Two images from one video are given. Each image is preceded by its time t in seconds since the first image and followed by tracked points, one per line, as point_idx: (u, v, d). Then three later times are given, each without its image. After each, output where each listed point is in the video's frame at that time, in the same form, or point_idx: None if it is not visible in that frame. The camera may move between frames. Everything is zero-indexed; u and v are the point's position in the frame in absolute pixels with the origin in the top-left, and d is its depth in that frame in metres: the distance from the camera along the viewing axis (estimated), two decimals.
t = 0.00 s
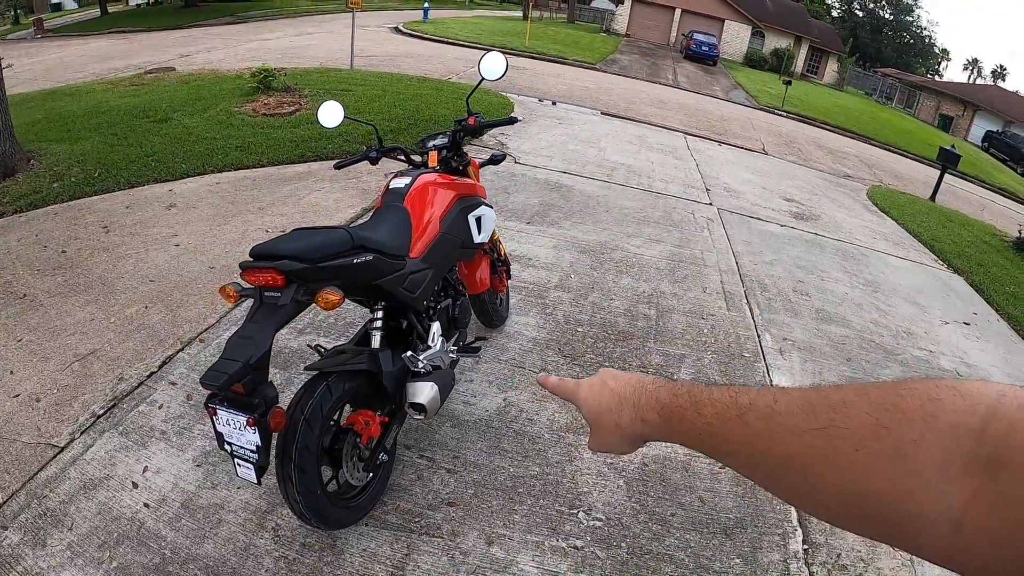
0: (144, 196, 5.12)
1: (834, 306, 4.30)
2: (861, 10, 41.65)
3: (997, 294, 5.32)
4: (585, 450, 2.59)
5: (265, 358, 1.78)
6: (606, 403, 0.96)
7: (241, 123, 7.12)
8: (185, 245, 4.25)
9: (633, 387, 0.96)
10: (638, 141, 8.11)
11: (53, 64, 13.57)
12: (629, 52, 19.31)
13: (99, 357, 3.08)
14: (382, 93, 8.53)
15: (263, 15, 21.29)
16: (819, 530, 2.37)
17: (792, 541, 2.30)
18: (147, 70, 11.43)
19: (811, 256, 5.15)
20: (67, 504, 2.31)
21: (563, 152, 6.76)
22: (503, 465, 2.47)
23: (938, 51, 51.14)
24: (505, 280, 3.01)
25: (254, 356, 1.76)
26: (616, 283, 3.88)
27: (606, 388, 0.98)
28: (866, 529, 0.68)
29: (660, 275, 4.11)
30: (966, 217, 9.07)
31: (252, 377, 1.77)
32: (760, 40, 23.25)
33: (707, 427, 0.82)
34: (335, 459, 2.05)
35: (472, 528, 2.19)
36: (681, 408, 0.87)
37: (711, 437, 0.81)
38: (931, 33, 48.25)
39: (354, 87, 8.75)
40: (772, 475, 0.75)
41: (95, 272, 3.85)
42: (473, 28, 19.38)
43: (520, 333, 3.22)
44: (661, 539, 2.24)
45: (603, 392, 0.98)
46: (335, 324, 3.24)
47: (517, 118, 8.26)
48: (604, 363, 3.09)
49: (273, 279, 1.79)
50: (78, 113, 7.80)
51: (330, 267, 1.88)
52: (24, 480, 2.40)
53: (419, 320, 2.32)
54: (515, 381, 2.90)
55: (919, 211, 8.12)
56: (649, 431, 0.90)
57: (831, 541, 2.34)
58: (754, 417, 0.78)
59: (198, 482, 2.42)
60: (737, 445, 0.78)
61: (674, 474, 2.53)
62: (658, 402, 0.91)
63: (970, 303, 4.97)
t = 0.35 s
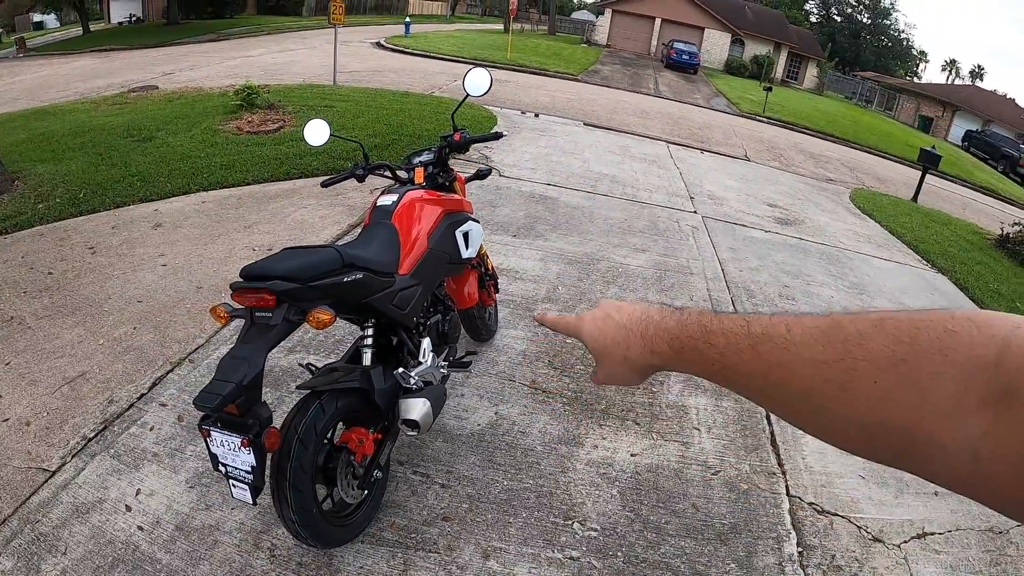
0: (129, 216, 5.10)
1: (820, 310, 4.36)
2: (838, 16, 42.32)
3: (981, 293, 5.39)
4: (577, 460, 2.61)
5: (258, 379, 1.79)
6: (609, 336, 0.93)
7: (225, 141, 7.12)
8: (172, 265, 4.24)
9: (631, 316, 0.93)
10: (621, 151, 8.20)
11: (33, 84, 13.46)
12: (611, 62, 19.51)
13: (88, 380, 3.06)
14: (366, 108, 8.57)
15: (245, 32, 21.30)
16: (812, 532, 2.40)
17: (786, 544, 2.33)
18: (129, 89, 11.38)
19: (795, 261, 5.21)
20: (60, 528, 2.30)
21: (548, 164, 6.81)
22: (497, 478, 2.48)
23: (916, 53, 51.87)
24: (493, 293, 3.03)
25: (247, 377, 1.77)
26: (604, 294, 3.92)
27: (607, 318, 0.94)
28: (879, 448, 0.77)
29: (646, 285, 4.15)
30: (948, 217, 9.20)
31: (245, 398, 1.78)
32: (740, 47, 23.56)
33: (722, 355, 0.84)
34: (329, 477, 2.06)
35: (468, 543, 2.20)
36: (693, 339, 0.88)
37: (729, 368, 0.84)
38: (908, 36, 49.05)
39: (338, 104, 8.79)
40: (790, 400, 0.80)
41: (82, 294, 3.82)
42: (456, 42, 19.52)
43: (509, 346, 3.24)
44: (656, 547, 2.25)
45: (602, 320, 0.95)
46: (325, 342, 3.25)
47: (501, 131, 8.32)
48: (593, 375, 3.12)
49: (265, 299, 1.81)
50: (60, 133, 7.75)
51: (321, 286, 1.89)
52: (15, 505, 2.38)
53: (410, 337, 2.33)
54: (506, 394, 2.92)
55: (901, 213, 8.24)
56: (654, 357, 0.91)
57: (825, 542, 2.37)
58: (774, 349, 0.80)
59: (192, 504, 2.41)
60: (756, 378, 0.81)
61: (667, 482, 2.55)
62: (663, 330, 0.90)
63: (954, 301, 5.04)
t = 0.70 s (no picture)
0: (114, 240, 5.06)
1: (806, 317, 4.39)
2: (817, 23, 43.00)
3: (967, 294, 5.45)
4: (568, 479, 2.59)
5: (244, 409, 1.76)
6: (662, 87, 0.91)
7: (210, 163, 7.10)
8: (158, 289, 4.21)
9: (693, 79, 0.91)
10: (605, 164, 8.25)
11: (14, 107, 13.36)
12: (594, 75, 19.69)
13: (74, 408, 3.02)
14: (350, 127, 8.58)
15: (229, 52, 21.32)
16: (806, 543, 2.40)
17: (781, 556, 2.33)
18: (112, 111, 11.33)
19: (780, 269, 5.25)
20: (48, 562, 2.27)
21: (533, 180, 6.85)
22: (488, 500, 2.46)
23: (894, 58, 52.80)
24: (478, 313, 3.03)
25: (233, 407, 1.75)
26: (591, 309, 3.92)
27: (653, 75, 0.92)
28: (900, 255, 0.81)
29: (633, 299, 4.16)
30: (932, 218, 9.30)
31: (231, 429, 1.76)
32: (721, 57, 23.86)
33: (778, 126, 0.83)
34: (318, 505, 2.03)
35: (460, 566, 2.17)
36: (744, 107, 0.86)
37: (782, 141, 0.83)
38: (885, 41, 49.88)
39: (322, 123, 8.80)
40: (831, 191, 0.81)
41: (67, 320, 3.78)
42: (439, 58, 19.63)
43: (497, 365, 3.23)
44: (649, 564, 2.24)
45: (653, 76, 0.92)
46: (311, 366, 3.22)
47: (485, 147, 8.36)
48: (582, 392, 3.12)
49: (248, 328, 1.79)
50: (42, 156, 7.70)
51: (304, 314, 1.87)
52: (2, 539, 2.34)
53: (396, 361, 2.32)
54: (494, 414, 2.91)
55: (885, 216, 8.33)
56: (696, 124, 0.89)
57: (820, 552, 2.37)
58: (835, 134, 0.80)
59: (182, 534, 2.39)
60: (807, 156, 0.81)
61: (659, 497, 2.54)
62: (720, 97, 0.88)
63: (940, 303, 5.09)
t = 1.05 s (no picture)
0: (102, 265, 5.02)
1: (799, 326, 4.39)
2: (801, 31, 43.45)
3: (958, 296, 5.46)
4: (563, 499, 2.55)
5: (231, 439, 1.72)
6: None
7: (198, 185, 7.08)
8: (147, 314, 4.17)
9: None
10: (594, 177, 8.28)
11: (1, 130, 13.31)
12: (581, 88, 19.83)
13: (64, 437, 2.96)
14: (339, 146, 8.59)
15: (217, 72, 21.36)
16: (806, 556, 2.37)
17: (780, 571, 2.30)
18: (100, 133, 11.30)
19: (771, 279, 5.27)
20: None
21: (522, 195, 6.86)
22: (482, 522, 2.40)
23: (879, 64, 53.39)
24: (468, 334, 3.01)
25: (220, 439, 1.71)
26: (582, 325, 3.91)
27: None
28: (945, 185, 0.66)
29: (625, 313, 4.15)
30: (921, 221, 9.36)
31: (219, 460, 1.71)
32: (706, 67, 24.09)
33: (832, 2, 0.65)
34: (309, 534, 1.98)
35: None
36: None
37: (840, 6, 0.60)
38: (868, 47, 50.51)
39: (311, 142, 8.80)
40: (881, 96, 0.64)
41: (56, 346, 3.73)
42: (427, 75, 19.73)
43: (489, 385, 3.21)
44: None
45: None
46: (302, 390, 3.18)
47: (474, 163, 8.37)
48: (575, 409, 3.10)
49: (233, 358, 1.76)
50: (30, 180, 7.66)
51: (290, 342, 1.84)
52: None
53: (386, 386, 2.28)
54: (487, 435, 2.87)
55: (874, 221, 8.37)
56: None
57: (820, 565, 2.34)
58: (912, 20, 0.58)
59: (174, 564, 2.35)
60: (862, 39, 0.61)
61: (656, 515, 2.51)
62: None
63: (932, 307, 5.10)
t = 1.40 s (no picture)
0: (99, 278, 5.00)
1: (799, 333, 4.36)
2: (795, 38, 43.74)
3: (959, 301, 5.44)
4: (564, 512, 2.52)
5: (226, 457, 1.69)
6: None
7: (195, 198, 7.07)
8: (144, 328, 4.14)
9: None
10: (592, 187, 8.29)
11: None
12: (578, 98, 19.92)
13: (60, 453, 2.93)
14: (336, 158, 8.60)
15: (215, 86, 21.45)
16: (811, 566, 2.34)
17: None
18: (98, 146, 11.32)
19: (771, 286, 5.25)
20: None
21: (520, 206, 6.85)
22: (483, 538, 2.36)
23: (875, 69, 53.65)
24: (467, 346, 2.99)
25: (213, 456, 1.68)
26: (581, 336, 3.88)
27: None
28: None
29: (625, 324, 4.13)
30: (920, 225, 9.35)
31: (213, 478, 1.68)
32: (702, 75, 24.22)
33: None
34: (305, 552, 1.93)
35: None
36: None
37: None
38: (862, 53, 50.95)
39: (308, 155, 8.81)
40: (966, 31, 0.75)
41: (52, 361, 3.71)
42: (425, 87, 19.82)
43: (488, 398, 3.18)
44: None
45: None
46: (299, 405, 3.15)
47: (472, 174, 8.37)
48: (576, 421, 3.07)
49: (227, 374, 1.73)
50: (28, 194, 7.65)
51: (285, 358, 1.82)
52: None
53: (383, 401, 2.25)
54: (487, 449, 2.84)
55: (873, 226, 8.37)
56: None
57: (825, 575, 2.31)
58: None
59: None
60: None
61: (658, 527, 2.47)
62: None
63: (933, 311, 5.07)
